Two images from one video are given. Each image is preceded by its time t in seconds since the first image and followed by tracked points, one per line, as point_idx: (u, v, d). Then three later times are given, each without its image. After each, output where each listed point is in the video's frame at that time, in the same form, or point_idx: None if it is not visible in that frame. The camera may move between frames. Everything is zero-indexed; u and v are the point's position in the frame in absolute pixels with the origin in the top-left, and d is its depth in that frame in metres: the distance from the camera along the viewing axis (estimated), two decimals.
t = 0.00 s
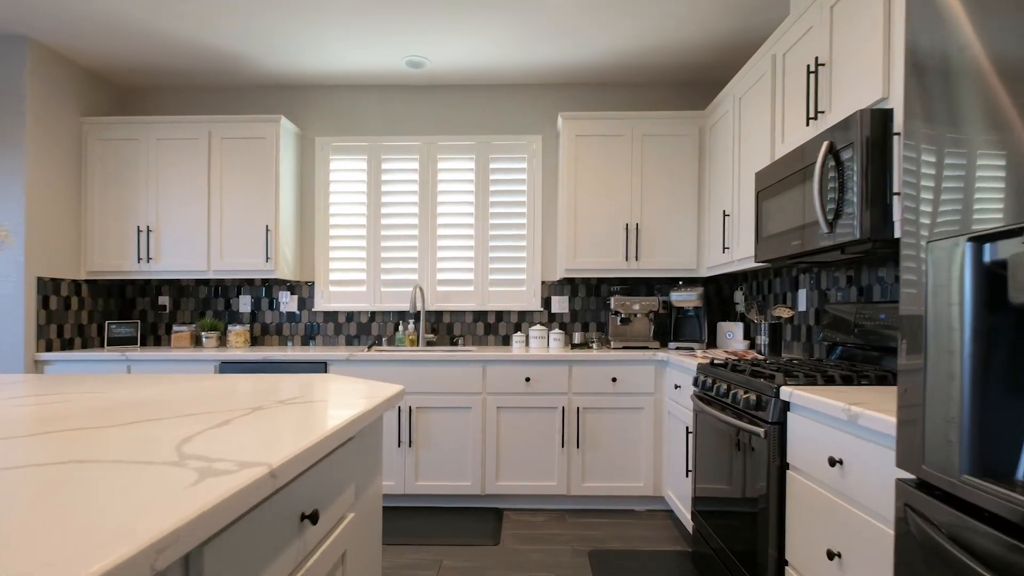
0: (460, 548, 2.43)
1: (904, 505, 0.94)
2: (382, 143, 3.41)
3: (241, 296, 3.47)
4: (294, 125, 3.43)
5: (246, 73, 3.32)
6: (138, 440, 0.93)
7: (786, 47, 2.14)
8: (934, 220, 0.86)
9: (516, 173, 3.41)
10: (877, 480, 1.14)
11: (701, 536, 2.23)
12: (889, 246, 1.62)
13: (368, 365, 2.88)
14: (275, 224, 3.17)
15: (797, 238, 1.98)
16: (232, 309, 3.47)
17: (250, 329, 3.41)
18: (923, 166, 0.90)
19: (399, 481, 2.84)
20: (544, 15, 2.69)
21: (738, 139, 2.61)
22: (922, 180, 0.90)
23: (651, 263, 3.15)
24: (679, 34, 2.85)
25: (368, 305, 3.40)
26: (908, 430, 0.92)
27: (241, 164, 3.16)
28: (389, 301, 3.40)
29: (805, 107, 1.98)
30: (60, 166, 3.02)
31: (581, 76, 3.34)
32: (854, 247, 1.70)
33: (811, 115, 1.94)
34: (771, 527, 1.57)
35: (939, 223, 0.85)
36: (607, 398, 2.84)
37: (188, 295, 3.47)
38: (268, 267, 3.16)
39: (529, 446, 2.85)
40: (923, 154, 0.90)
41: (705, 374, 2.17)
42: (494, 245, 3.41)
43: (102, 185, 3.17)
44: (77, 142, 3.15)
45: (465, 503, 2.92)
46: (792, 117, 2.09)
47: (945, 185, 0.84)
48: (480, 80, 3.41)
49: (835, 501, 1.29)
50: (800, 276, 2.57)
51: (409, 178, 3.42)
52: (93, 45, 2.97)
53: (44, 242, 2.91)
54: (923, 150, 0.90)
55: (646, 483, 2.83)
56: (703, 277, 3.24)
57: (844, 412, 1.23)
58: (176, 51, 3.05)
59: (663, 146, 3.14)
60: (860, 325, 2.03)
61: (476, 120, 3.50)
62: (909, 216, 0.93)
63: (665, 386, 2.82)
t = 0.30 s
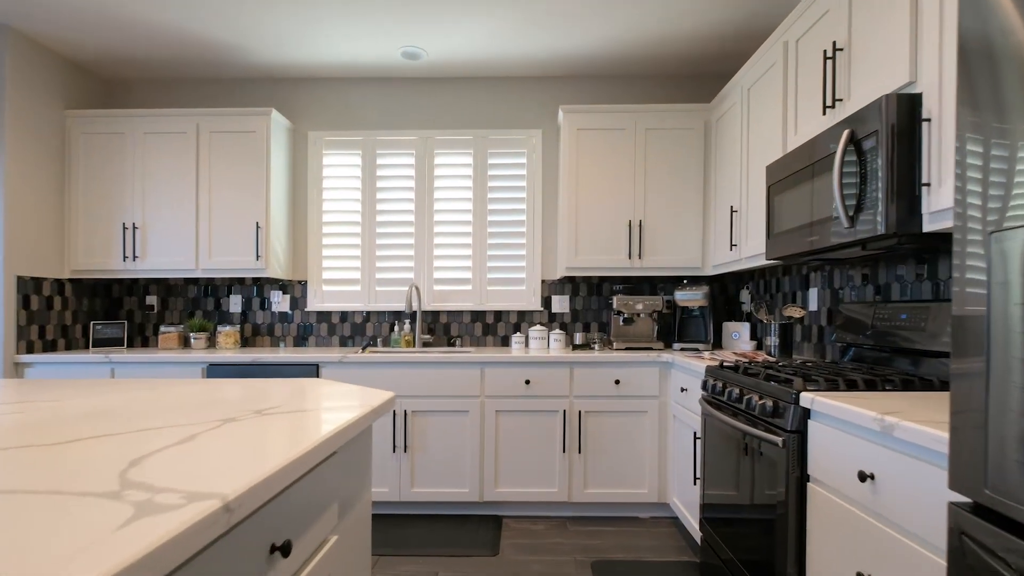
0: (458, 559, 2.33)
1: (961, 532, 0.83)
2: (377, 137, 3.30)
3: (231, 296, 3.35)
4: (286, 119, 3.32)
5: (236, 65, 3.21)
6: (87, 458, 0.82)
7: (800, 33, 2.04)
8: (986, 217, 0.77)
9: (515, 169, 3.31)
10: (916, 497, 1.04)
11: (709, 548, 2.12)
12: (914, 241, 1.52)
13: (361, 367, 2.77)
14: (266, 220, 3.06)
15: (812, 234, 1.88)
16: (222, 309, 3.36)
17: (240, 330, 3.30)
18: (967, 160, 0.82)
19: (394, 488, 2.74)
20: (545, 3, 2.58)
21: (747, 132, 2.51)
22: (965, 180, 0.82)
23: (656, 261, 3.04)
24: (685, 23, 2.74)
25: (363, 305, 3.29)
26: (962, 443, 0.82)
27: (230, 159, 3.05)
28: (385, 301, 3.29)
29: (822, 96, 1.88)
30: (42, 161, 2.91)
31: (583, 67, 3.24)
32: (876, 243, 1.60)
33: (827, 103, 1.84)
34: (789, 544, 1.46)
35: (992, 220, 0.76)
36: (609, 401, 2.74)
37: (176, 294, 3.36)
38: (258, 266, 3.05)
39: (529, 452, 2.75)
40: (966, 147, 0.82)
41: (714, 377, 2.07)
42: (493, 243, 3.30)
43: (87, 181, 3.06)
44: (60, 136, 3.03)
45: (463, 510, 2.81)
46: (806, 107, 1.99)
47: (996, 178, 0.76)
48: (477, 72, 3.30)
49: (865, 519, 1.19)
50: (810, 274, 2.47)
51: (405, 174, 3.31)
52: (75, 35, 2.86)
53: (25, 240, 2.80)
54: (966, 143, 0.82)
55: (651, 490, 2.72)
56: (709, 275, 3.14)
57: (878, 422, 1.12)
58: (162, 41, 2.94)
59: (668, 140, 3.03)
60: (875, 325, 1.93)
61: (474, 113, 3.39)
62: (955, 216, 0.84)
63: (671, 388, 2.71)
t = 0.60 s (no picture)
0: (454, 571, 2.23)
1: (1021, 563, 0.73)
2: (371, 132, 3.20)
3: (222, 296, 3.25)
4: (278, 113, 3.22)
5: (225, 57, 3.11)
6: (27, 482, 0.72)
7: (814, 19, 1.94)
8: None
9: (515, 165, 3.21)
10: (956, 518, 0.95)
11: (718, 559, 2.02)
12: (941, 237, 1.43)
13: (355, 369, 2.66)
14: (256, 218, 2.96)
15: (828, 229, 1.78)
16: (212, 309, 3.25)
17: (230, 330, 3.19)
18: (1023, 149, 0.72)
19: (388, 495, 2.63)
20: None
21: (756, 124, 2.42)
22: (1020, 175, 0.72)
23: (660, 260, 2.94)
24: (691, 13, 2.64)
25: (357, 305, 3.19)
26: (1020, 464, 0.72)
27: (219, 154, 2.95)
28: (380, 301, 3.19)
29: (839, 84, 1.78)
30: (23, 156, 2.80)
31: (584, 60, 3.13)
32: (899, 239, 1.51)
33: (845, 91, 1.75)
34: (810, 562, 1.36)
35: None
36: (613, 405, 2.64)
37: (165, 294, 3.25)
38: (248, 265, 2.95)
39: (529, 457, 2.64)
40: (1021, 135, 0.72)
41: (723, 381, 1.97)
42: (491, 241, 3.20)
43: (71, 177, 2.95)
44: (43, 130, 2.93)
45: (460, 518, 2.71)
46: (821, 96, 1.90)
47: None
48: (475, 64, 3.20)
49: (895, 539, 1.09)
50: (822, 273, 2.38)
51: (401, 170, 3.21)
52: (58, 26, 2.75)
53: (6, 238, 2.69)
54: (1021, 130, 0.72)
55: (656, 497, 2.62)
56: (715, 274, 3.04)
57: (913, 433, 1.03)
58: (148, 32, 2.83)
59: (673, 134, 2.93)
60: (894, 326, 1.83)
61: (473, 107, 3.28)
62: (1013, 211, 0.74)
63: (676, 392, 2.61)
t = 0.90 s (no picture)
0: None
1: None
2: (367, 126, 3.10)
3: (212, 296, 3.15)
4: (271, 107, 3.12)
5: (216, 49, 3.01)
6: None
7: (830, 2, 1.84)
8: None
9: (514, 160, 3.11)
10: (1000, 544, 0.85)
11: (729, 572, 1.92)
12: (972, 231, 1.33)
13: (348, 372, 2.56)
14: (247, 215, 2.86)
15: (847, 224, 1.68)
16: (202, 309, 3.16)
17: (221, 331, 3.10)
18: None
19: (383, 503, 2.53)
20: None
21: (766, 116, 2.32)
22: None
23: (665, 258, 2.84)
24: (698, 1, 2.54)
25: (352, 305, 3.09)
26: None
27: (209, 149, 2.85)
28: (376, 300, 3.09)
29: (858, 70, 1.68)
30: (5, 151, 2.70)
31: (586, 51, 3.03)
32: (926, 234, 1.40)
33: (865, 77, 1.65)
34: None
35: None
36: (617, 408, 2.53)
37: (154, 294, 3.16)
38: (239, 263, 2.85)
39: (530, 463, 2.54)
40: None
41: (734, 385, 1.86)
42: (490, 239, 3.10)
43: (56, 172, 2.85)
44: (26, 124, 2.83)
45: (458, 526, 2.61)
46: (839, 83, 1.80)
47: None
48: (474, 56, 3.10)
49: (928, 561, 1.00)
50: (836, 271, 2.28)
51: (398, 165, 3.11)
52: (41, 17, 2.65)
53: None
54: None
55: (662, 504, 2.52)
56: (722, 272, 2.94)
57: (922, 435, 1.01)
58: (136, 23, 2.73)
59: (678, 127, 2.83)
60: (916, 326, 1.73)
61: (471, 100, 3.19)
62: None
63: (683, 395, 2.51)
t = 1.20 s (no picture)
0: None
1: None
2: (362, 120, 3.01)
3: (203, 295, 3.06)
4: (263, 100, 3.02)
5: (207, 41, 2.91)
6: None
7: None
8: None
9: (515, 155, 3.01)
10: None
11: None
12: (1010, 222, 1.22)
13: (342, 374, 2.45)
14: (238, 212, 2.76)
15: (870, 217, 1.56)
16: (193, 309, 3.06)
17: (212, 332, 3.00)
18: None
19: (378, 511, 2.43)
20: None
21: (778, 106, 2.22)
22: None
23: (671, 256, 2.74)
24: None
25: (347, 305, 3.00)
26: None
27: (198, 144, 2.76)
28: (371, 300, 3.00)
29: (880, 53, 1.58)
30: None
31: (589, 42, 2.93)
32: (959, 226, 1.30)
33: (888, 61, 1.55)
34: None
35: None
36: (622, 412, 2.43)
37: (143, 293, 3.06)
38: (229, 262, 2.75)
39: (530, 469, 2.44)
40: None
41: (748, 388, 1.75)
42: (490, 237, 3.00)
43: (40, 168, 2.75)
44: (10, 118, 2.73)
45: (456, 535, 2.51)
46: (859, 68, 1.70)
47: None
48: (474, 48, 3.00)
49: None
50: (852, 268, 2.17)
51: (394, 160, 3.01)
52: (24, 7, 2.56)
53: None
54: None
55: (669, 512, 2.42)
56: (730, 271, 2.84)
57: (957, 443, 0.92)
58: (123, 14, 2.64)
59: (685, 120, 2.73)
60: (940, 325, 1.63)
61: (469, 93, 3.08)
62: None
63: (691, 398, 2.41)
